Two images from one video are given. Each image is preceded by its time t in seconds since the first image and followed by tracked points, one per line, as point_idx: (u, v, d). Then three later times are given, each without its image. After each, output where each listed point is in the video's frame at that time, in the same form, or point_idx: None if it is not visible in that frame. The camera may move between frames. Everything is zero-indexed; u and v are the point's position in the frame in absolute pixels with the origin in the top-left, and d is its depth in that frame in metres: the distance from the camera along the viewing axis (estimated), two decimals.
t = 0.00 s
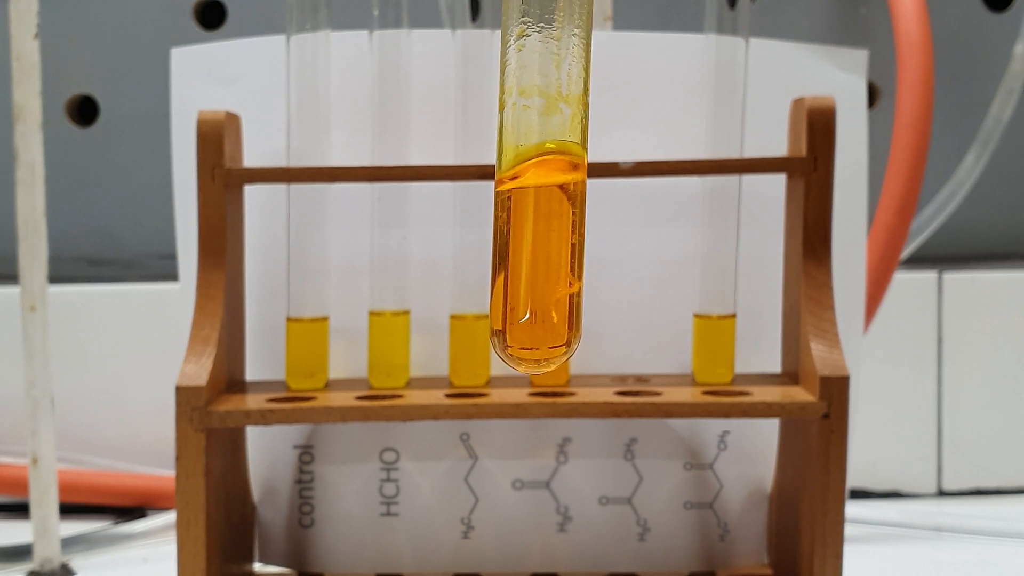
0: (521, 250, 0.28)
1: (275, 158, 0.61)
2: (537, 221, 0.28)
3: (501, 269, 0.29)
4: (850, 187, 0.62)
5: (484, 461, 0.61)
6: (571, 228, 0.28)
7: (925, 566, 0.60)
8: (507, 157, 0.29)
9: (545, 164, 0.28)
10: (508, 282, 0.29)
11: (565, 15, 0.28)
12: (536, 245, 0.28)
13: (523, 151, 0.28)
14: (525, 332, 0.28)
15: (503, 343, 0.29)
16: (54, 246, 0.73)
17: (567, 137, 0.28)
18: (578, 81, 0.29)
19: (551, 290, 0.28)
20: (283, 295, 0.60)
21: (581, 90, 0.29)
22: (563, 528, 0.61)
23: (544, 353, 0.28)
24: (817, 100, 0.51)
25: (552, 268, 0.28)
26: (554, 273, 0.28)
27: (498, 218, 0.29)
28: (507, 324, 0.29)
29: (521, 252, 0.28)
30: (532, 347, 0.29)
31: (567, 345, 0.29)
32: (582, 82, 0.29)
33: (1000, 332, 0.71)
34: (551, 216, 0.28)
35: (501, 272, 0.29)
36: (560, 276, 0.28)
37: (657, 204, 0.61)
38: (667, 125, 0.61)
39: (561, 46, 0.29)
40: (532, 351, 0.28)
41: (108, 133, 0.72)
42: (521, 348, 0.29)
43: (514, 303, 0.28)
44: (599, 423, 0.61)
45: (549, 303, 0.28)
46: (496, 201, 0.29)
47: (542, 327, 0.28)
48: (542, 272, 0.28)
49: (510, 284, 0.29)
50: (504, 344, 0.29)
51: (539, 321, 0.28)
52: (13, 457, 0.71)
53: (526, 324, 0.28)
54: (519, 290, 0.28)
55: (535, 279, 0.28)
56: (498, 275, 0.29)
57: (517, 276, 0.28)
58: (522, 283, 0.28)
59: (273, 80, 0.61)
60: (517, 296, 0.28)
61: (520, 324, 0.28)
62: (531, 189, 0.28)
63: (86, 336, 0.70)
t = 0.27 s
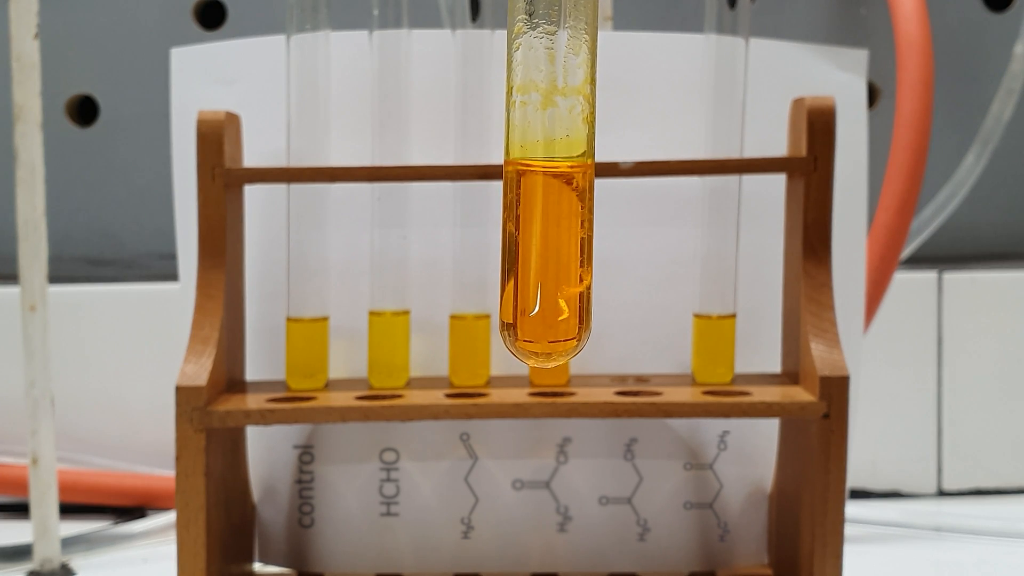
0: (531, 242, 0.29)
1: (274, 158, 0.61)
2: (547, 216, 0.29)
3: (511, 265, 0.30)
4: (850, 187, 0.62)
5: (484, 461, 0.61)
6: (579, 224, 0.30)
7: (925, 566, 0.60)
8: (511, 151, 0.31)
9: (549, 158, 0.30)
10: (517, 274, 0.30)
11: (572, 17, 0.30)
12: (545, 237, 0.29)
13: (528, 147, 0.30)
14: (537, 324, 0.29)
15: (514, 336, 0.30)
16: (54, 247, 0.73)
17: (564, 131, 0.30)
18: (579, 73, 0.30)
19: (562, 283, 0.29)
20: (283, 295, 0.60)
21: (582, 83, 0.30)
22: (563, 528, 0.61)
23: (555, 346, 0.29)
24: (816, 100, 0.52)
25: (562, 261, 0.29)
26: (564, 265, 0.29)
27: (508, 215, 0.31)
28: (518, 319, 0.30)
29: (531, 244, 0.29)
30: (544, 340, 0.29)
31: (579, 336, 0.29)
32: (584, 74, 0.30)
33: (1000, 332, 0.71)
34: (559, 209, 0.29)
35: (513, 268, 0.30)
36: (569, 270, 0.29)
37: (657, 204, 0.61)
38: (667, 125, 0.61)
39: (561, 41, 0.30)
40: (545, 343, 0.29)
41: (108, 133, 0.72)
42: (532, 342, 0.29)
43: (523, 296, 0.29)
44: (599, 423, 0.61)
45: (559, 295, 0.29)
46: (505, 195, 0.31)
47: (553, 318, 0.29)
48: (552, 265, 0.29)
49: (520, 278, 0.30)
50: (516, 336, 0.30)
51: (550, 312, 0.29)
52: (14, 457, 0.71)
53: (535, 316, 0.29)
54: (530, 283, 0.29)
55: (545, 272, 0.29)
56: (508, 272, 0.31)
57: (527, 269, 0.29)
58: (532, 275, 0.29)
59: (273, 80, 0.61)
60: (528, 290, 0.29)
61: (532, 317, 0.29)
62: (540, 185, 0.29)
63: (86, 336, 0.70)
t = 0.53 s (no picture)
0: (537, 233, 0.29)
1: (274, 158, 0.61)
2: (553, 207, 0.29)
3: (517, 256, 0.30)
4: (851, 187, 0.62)
5: (484, 461, 0.61)
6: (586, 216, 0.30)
7: (925, 566, 0.60)
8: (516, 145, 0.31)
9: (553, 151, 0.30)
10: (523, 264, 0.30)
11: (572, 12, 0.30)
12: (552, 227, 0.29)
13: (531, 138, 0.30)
14: (543, 316, 0.29)
15: (520, 328, 0.30)
16: (54, 246, 0.73)
17: (567, 123, 0.30)
18: (582, 65, 0.30)
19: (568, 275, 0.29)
20: (283, 295, 0.60)
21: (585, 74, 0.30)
22: (563, 528, 0.61)
23: (561, 338, 0.29)
24: (817, 101, 0.51)
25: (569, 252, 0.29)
26: (571, 257, 0.29)
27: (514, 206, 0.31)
28: (523, 310, 0.30)
29: (537, 235, 0.30)
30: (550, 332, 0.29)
31: (585, 329, 0.30)
32: (587, 65, 0.30)
33: (1000, 332, 0.71)
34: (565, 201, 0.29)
35: (519, 259, 0.30)
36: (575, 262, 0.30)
37: (657, 204, 0.61)
38: (667, 125, 0.61)
39: (562, 34, 0.30)
40: (551, 334, 0.29)
41: (108, 133, 0.72)
42: (538, 333, 0.29)
43: (530, 286, 0.30)
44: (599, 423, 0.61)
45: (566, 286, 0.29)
46: (510, 188, 0.31)
47: (560, 309, 0.29)
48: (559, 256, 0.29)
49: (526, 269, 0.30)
50: (521, 328, 0.30)
51: (556, 304, 0.29)
52: (14, 457, 0.71)
53: (542, 307, 0.29)
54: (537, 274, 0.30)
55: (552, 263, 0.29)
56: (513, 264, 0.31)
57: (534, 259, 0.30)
58: (539, 267, 0.30)
59: (273, 80, 0.61)
60: (534, 281, 0.30)
61: (538, 309, 0.29)
62: (547, 177, 0.29)
63: (85, 336, 0.70)
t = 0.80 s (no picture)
0: (538, 219, 0.30)
1: (275, 158, 0.61)
2: (555, 193, 0.30)
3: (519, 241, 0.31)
4: (851, 187, 0.62)
5: (484, 461, 0.61)
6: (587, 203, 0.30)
7: (925, 566, 0.60)
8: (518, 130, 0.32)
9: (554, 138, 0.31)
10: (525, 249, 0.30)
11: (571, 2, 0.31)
12: (553, 212, 0.30)
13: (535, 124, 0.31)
14: (545, 300, 0.30)
15: (522, 312, 0.30)
16: (54, 246, 0.73)
17: (569, 109, 0.31)
18: (583, 51, 0.31)
19: (570, 260, 0.30)
20: (283, 295, 0.60)
21: (586, 60, 0.31)
22: (563, 528, 0.61)
23: (562, 322, 0.29)
24: (817, 100, 0.51)
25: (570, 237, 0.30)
26: (574, 242, 0.30)
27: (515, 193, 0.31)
28: (525, 295, 0.30)
29: (539, 220, 0.30)
30: (551, 316, 0.30)
31: (586, 312, 0.30)
32: (587, 51, 0.31)
33: (1000, 333, 0.71)
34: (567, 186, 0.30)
35: (520, 246, 0.31)
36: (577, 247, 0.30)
37: (657, 204, 0.61)
38: (667, 126, 0.61)
39: (563, 23, 0.31)
40: (553, 318, 0.30)
41: (108, 133, 0.72)
42: (539, 317, 0.30)
43: (531, 270, 0.30)
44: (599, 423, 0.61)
45: (568, 272, 0.30)
46: (512, 177, 0.32)
47: (561, 293, 0.30)
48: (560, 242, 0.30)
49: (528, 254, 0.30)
50: (523, 313, 0.30)
51: (558, 288, 0.30)
52: (14, 457, 0.71)
53: (543, 290, 0.30)
54: (539, 258, 0.30)
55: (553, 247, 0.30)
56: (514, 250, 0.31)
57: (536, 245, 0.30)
58: (540, 250, 0.30)
59: (273, 80, 0.61)
60: (536, 265, 0.30)
61: (540, 293, 0.30)
62: (548, 162, 0.30)
63: (86, 336, 0.70)
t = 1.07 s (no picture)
0: (532, 222, 0.30)
1: (275, 158, 0.61)
2: (549, 193, 0.30)
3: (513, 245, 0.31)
4: (851, 187, 0.62)
5: (484, 461, 0.61)
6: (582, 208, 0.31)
7: (925, 566, 0.60)
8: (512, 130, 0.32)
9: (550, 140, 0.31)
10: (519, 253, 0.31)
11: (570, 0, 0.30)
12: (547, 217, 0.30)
13: (531, 126, 0.31)
14: (538, 304, 0.30)
15: (516, 317, 0.31)
16: (54, 246, 0.73)
17: (565, 111, 0.31)
18: (580, 53, 0.31)
19: (564, 266, 0.30)
20: (284, 295, 0.60)
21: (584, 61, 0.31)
22: (563, 528, 0.61)
23: (555, 326, 0.30)
24: (817, 100, 0.51)
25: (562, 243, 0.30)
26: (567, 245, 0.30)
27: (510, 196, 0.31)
28: (519, 299, 0.31)
29: (532, 224, 0.30)
30: (546, 320, 0.30)
31: (580, 316, 0.30)
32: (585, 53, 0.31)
33: (1000, 333, 0.71)
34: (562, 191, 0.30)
35: (515, 249, 0.31)
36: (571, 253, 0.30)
37: (657, 204, 0.61)
38: (668, 126, 0.61)
39: (560, 22, 0.31)
40: (546, 323, 0.30)
41: (108, 133, 0.72)
42: (533, 322, 0.30)
43: (525, 274, 0.30)
44: (599, 423, 0.61)
45: (562, 277, 0.30)
46: (507, 180, 0.32)
47: (555, 298, 0.30)
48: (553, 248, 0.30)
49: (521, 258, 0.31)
50: (518, 317, 0.31)
51: (552, 292, 0.30)
52: (14, 457, 0.71)
53: (536, 295, 0.30)
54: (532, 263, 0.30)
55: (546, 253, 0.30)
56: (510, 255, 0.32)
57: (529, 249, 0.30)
58: (534, 254, 0.30)
59: (274, 80, 0.61)
60: (530, 270, 0.30)
61: (534, 297, 0.30)
62: (542, 166, 0.30)
63: (86, 336, 0.70)
